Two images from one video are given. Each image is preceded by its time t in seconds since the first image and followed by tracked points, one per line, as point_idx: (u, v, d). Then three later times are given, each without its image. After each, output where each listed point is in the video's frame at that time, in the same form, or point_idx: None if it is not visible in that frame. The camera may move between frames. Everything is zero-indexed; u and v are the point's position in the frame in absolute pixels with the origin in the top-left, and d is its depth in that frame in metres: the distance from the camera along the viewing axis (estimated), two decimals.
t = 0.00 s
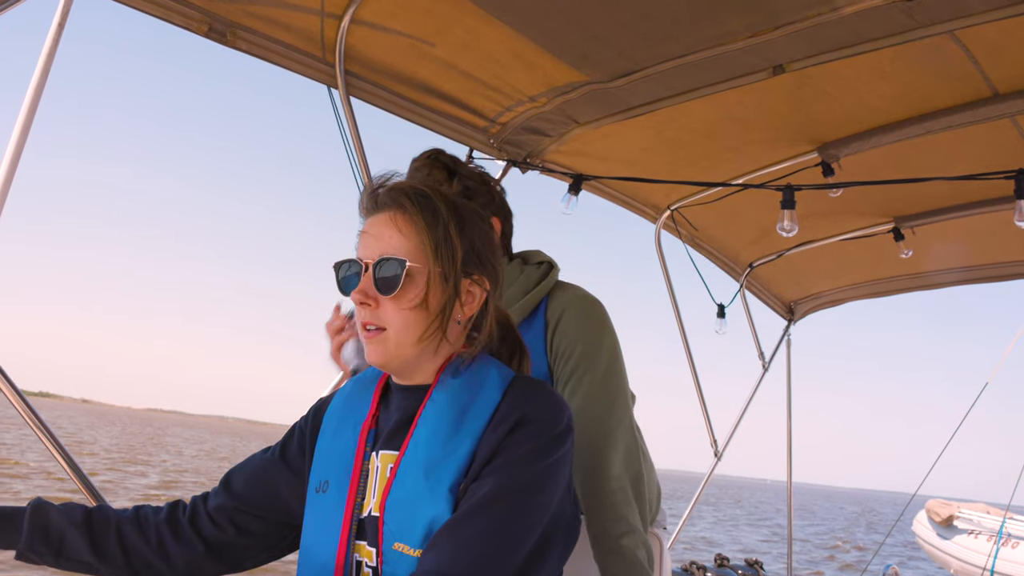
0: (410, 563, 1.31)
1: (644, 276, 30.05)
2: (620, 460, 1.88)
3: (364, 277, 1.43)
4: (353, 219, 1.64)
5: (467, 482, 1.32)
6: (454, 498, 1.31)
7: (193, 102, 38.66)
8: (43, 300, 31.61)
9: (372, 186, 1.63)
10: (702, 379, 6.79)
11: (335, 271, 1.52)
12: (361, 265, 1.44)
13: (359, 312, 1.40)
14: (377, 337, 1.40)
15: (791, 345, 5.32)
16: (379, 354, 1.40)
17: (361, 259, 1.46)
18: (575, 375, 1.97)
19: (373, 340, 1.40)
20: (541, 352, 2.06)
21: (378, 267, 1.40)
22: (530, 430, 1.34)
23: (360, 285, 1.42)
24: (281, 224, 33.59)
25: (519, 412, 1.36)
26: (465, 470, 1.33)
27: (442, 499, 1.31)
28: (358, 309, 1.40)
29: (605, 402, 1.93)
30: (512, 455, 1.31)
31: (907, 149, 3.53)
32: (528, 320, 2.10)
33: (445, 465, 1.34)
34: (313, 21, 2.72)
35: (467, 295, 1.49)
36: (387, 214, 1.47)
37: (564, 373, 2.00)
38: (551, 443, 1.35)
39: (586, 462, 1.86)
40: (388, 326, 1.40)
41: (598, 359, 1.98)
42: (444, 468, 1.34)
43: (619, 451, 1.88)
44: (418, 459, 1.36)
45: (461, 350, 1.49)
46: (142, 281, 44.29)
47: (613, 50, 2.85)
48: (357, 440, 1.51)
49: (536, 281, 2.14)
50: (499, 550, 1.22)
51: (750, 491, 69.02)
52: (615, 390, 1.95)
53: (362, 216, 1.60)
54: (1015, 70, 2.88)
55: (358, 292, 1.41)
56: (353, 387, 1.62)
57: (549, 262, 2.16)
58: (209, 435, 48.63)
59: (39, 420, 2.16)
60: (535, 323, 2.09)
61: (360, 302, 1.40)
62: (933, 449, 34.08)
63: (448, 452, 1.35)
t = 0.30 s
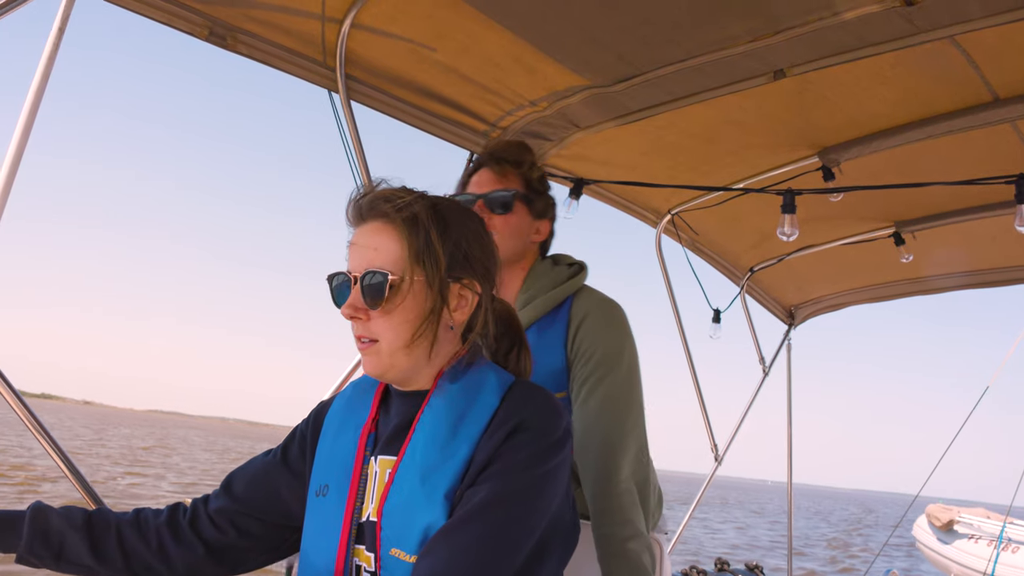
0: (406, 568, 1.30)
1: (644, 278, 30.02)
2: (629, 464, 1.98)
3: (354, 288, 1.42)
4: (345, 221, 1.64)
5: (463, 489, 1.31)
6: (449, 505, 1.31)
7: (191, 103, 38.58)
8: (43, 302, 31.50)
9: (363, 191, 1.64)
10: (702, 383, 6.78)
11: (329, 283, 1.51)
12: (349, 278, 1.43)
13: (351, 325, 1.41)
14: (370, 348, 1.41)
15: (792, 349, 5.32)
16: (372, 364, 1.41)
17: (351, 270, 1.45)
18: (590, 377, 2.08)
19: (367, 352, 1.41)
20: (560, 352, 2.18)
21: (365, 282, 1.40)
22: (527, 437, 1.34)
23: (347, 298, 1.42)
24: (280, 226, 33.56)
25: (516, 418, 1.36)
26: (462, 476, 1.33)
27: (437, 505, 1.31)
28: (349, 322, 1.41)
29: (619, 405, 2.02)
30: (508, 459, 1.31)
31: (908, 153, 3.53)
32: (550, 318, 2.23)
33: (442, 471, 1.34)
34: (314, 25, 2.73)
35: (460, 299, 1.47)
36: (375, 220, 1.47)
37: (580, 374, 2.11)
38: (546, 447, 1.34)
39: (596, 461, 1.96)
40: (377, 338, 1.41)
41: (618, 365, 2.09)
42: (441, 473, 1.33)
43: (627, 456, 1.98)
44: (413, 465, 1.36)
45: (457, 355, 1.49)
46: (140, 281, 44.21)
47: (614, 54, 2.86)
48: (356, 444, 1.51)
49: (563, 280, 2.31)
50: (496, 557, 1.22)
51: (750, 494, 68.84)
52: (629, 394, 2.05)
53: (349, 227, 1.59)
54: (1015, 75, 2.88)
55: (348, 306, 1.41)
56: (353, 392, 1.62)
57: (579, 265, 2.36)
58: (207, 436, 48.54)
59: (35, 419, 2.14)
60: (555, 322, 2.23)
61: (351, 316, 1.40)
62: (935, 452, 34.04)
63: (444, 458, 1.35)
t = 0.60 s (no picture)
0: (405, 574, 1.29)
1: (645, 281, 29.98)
2: (660, 474, 2.05)
3: (357, 292, 1.42)
4: (347, 220, 1.64)
5: (464, 496, 1.31)
6: (449, 511, 1.30)
7: (190, 105, 38.67)
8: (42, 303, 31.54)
9: (364, 194, 1.63)
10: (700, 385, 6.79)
11: (329, 287, 1.50)
12: (351, 283, 1.43)
13: (355, 330, 1.40)
14: (373, 353, 1.40)
15: (791, 354, 5.32)
16: (373, 367, 1.40)
17: (354, 274, 1.45)
18: (628, 383, 2.12)
19: (370, 356, 1.40)
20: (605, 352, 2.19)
21: (368, 288, 1.39)
22: (532, 442, 1.33)
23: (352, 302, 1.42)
24: (281, 228, 33.61)
25: (517, 425, 1.36)
26: (464, 482, 1.33)
27: (437, 512, 1.30)
28: (354, 326, 1.40)
29: (654, 416, 2.07)
30: (513, 464, 1.30)
31: (906, 158, 3.54)
32: (597, 315, 2.23)
33: (441, 477, 1.33)
34: (313, 31, 2.73)
35: (461, 305, 1.48)
36: (376, 225, 1.47)
37: (620, 377, 2.14)
38: (550, 452, 1.34)
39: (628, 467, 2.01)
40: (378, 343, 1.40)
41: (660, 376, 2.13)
42: (442, 480, 1.33)
43: (656, 467, 2.03)
44: (413, 471, 1.36)
45: (459, 360, 1.48)
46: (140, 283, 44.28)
47: (614, 59, 2.86)
48: (357, 449, 1.50)
49: (614, 281, 2.29)
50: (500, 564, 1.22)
51: (749, 496, 68.87)
52: (666, 409, 2.10)
53: (348, 230, 1.58)
54: (1014, 79, 2.88)
55: (352, 310, 1.40)
56: (354, 395, 1.61)
57: (629, 269, 2.34)
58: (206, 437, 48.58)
59: (33, 421, 2.14)
60: (604, 322, 2.22)
61: (355, 320, 1.39)
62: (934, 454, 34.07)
63: (445, 464, 1.34)
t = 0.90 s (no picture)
0: None
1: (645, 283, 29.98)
2: (688, 480, 1.98)
3: (350, 297, 1.42)
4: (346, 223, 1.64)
5: (462, 497, 1.30)
6: (447, 513, 1.30)
7: (191, 105, 38.70)
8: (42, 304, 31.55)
9: (361, 198, 1.63)
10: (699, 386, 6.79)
11: (325, 289, 1.51)
12: (344, 285, 1.43)
13: (348, 334, 1.41)
14: (366, 358, 1.40)
15: (789, 356, 5.31)
16: (364, 376, 1.40)
17: (349, 278, 1.45)
18: (666, 383, 2.09)
19: (363, 359, 1.40)
20: (647, 352, 2.15)
21: (359, 291, 1.40)
22: (528, 443, 1.34)
23: (344, 306, 1.42)
24: (281, 228, 33.66)
25: (513, 427, 1.36)
26: (464, 485, 1.32)
27: (435, 514, 1.30)
28: (347, 329, 1.40)
29: (690, 418, 2.03)
30: (510, 466, 1.30)
31: (904, 159, 3.54)
32: (638, 318, 2.19)
33: (440, 479, 1.33)
34: (310, 35, 2.74)
35: (455, 309, 1.47)
36: (365, 228, 1.47)
37: (660, 378, 2.10)
38: (543, 453, 1.34)
39: (663, 467, 1.95)
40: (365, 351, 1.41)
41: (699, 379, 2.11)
42: (441, 481, 1.33)
43: (689, 473, 1.98)
44: (411, 473, 1.35)
45: (455, 363, 1.48)
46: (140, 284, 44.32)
47: (612, 61, 2.86)
48: (355, 451, 1.50)
49: (655, 286, 2.26)
50: (502, 560, 1.21)
51: (748, 496, 69.00)
52: (702, 413, 2.07)
53: (345, 236, 1.57)
54: (1011, 81, 2.89)
55: (345, 313, 1.40)
56: (352, 399, 1.61)
57: (671, 273, 2.31)
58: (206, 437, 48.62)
59: (30, 424, 2.13)
60: (648, 324, 2.18)
61: (348, 323, 1.39)
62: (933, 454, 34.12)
63: (443, 467, 1.34)
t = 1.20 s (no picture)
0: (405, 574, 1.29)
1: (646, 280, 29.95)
2: (694, 479, 1.98)
3: (346, 295, 1.42)
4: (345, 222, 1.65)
5: (461, 493, 1.31)
6: (447, 510, 1.30)
7: (192, 101, 38.69)
8: (44, 302, 31.57)
9: (358, 198, 1.63)
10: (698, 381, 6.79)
11: (321, 289, 1.51)
12: (341, 283, 1.44)
13: (343, 330, 1.42)
14: (361, 355, 1.41)
15: (789, 353, 5.31)
16: (358, 371, 1.41)
17: (345, 276, 1.45)
18: (676, 383, 2.09)
19: (359, 356, 1.41)
20: (660, 354, 2.15)
21: (355, 289, 1.41)
22: (525, 440, 1.34)
23: (337, 303, 1.43)
24: (283, 225, 33.70)
25: (511, 424, 1.36)
26: (462, 482, 1.32)
27: (435, 510, 1.30)
28: (342, 325, 1.41)
29: (698, 418, 2.04)
30: (507, 464, 1.30)
31: (902, 156, 3.54)
32: (651, 320, 2.20)
33: (440, 476, 1.33)
34: (309, 34, 2.74)
35: (449, 306, 1.47)
36: (359, 225, 1.48)
37: (671, 377, 2.11)
38: (540, 447, 1.34)
39: (670, 465, 1.95)
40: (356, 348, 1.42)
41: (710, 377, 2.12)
42: (440, 477, 1.33)
43: (696, 471, 1.97)
44: (411, 470, 1.35)
45: (451, 361, 1.49)
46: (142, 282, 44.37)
47: (611, 59, 2.87)
48: (354, 450, 1.50)
49: (667, 288, 2.26)
50: (503, 555, 1.21)
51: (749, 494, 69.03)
52: (711, 413, 2.07)
53: (342, 234, 1.57)
54: (1010, 78, 2.89)
55: (340, 312, 1.41)
56: (351, 399, 1.61)
57: (682, 273, 2.32)
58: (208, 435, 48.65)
59: (29, 421, 2.13)
60: (661, 327, 2.19)
61: (343, 320, 1.40)
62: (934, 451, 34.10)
63: (442, 464, 1.34)
